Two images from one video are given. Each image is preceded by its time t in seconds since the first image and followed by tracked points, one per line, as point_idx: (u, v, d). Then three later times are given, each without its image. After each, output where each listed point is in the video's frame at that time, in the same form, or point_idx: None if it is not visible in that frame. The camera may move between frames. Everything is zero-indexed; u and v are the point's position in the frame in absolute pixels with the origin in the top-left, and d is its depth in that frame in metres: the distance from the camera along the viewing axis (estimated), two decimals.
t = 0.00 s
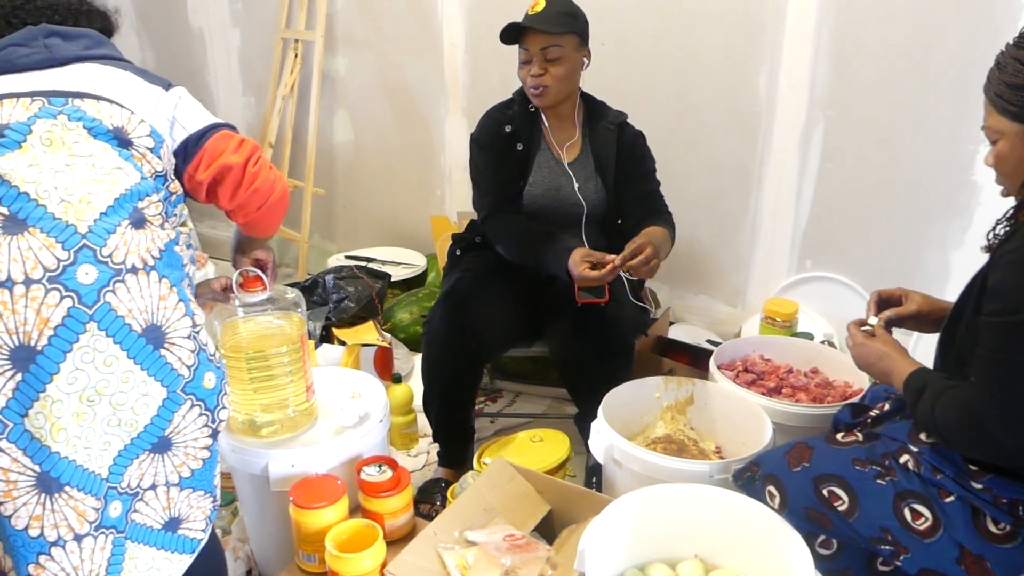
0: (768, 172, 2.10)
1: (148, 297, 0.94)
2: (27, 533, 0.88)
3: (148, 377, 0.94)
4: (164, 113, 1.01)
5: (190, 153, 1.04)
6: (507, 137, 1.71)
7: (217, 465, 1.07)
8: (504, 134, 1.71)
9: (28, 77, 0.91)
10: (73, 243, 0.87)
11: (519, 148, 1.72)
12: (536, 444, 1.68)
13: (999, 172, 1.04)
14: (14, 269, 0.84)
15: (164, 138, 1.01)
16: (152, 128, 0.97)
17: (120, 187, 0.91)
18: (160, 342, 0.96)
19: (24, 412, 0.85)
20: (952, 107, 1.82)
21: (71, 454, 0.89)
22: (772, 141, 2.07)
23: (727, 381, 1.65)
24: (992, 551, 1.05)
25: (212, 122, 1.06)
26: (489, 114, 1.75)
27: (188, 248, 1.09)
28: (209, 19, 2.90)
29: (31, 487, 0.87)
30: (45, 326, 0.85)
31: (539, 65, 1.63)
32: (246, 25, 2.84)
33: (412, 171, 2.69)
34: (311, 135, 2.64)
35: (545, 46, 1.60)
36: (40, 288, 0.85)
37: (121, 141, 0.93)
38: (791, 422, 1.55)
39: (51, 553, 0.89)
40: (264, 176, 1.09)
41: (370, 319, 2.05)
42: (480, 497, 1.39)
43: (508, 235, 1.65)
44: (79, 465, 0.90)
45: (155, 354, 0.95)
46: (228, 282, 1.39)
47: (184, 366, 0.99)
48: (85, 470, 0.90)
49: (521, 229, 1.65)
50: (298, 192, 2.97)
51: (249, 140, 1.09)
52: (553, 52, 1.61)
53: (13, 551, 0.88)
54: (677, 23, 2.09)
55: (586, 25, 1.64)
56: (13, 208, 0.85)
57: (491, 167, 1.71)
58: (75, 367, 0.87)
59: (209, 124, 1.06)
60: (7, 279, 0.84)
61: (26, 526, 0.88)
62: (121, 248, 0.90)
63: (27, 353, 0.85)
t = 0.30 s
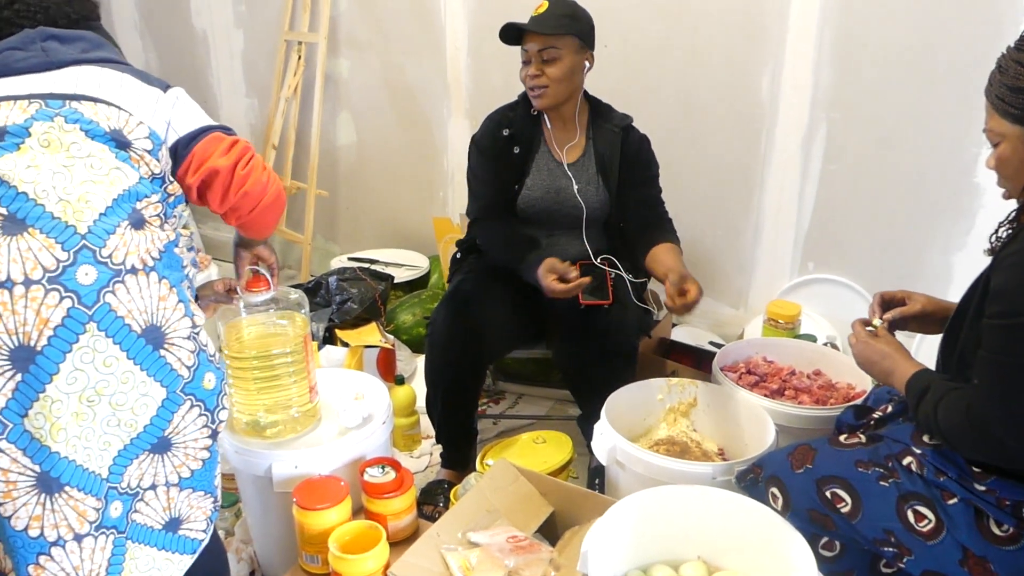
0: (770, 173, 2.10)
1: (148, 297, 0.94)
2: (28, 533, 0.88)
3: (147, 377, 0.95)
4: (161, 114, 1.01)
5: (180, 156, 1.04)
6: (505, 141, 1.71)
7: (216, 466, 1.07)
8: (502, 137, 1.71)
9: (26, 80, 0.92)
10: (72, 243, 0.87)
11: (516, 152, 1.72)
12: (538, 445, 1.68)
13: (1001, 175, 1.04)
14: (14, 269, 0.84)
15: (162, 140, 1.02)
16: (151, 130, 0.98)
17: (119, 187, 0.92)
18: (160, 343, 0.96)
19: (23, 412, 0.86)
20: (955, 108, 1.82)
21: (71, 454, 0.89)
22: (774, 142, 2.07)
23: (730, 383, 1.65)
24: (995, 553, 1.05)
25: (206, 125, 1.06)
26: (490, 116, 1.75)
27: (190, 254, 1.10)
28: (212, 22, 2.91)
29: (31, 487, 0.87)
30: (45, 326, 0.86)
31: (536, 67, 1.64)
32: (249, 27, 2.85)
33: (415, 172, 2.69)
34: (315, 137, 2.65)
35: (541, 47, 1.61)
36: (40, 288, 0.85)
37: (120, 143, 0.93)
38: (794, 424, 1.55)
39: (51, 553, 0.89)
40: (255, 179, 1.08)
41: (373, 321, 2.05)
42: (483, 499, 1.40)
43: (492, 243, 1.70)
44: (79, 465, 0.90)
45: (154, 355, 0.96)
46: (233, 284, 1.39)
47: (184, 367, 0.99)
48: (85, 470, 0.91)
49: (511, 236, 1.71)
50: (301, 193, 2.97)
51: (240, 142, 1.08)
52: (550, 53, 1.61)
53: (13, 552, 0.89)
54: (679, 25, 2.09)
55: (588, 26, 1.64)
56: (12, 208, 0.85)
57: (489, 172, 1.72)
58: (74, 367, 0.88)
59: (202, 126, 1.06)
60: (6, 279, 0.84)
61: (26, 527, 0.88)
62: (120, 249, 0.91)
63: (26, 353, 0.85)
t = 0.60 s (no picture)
0: (781, 176, 2.10)
1: (150, 304, 0.95)
2: (25, 534, 0.91)
3: (148, 383, 0.95)
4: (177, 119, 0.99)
5: (207, 156, 1.02)
6: (503, 143, 1.74)
7: (220, 469, 1.07)
8: (500, 138, 1.73)
9: (43, 79, 0.92)
10: (76, 249, 0.89)
11: (513, 152, 1.74)
12: (548, 446, 1.68)
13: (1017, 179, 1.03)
14: (17, 273, 0.87)
15: (177, 142, 1.00)
16: (166, 133, 0.97)
17: (126, 192, 0.93)
18: (162, 349, 0.96)
19: (23, 415, 0.89)
20: (968, 112, 1.80)
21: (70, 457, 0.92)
22: (786, 145, 2.06)
23: (740, 386, 1.64)
24: (1009, 559, 1.04)
25: (229, 126, 1.05)
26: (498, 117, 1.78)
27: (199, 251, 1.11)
28: (224, 22, 2.92)
29: (30, 487, 0.91)
30: (45, 331, 0.88)
31: (543, 69, 1.64)
32: (261, 27, 2.86)
33: (425, 173, 2.69)
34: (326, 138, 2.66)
35: (548, 49, 1.61)
36: (42, 293, 0.87)
37: (131, 146, 0.94)
38: (804, 428, 1.55)
39: (48, 552, 0.92)
40: (280, 178, 1.07)
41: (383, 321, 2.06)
42: (493, 499, 1.39)
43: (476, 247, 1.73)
44: (78, 468, 0.92)
45: (155, 361, 0.96)
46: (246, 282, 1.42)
47: (185, 373, 0.99)
48: (85, 472, 0.93)
49: (493, 238, 1.73)
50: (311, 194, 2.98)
51: (265, 141, 1.07)
52: (557, 56, 1.61)
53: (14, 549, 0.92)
54: (691, 27, 2.09)
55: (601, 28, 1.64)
56: (20, 212, 0.88)
57: (487, 172, 1.75)
58: (75, 372, 0.90)
59: (226, 127, 1.04)
60: (10, 284, 0.87)
61: (23, 526, 0.91)
62: (124, 255, 0.92)
63: (26, 357, 0.88)
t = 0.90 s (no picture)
0: (795, 178, 2.09)
1: (163, 308, 0.95)
2: (39, 536, 0.92)
3: (161, 388, 0.96)
4: (195, 112, 0.99)
5: (230, 155, 1.03)
6: (515, 145, 1.72)
7: (234, 473, 1.08)
8: (512, 141, 1.72)
9: (60, 77, 0.94)
10: (90, 253, 0.89)
11: (526, 155, 1.73)
12: (560, 449, 1.67)
13: None
14: (32, 278, 0.87)
15: (196, 141, 0.99)
16: (181, 132, 0.97)
17: (141, 195, 0.93)
18: (175, 354, 0.97)
19: (37, 418, 0.90)
20: (984, 113, 1.79)
21: (84, 461, 0.92)
22: (799, 148, 2.06)
23: (754, 389, 1.64)
24: None
25: (252, 125, 1.05)
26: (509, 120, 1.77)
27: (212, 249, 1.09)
28: (237, 24, 2.93)
29: (43, 491, 0.91)
30: (60, 336, 0.88)
31: (554, 70, 1.64)
32: (274, 29, 2.87)
33: (436, 174, 2.70)
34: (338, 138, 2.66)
35: (559, 51, 1.61)
36: (56, 298, 0.88)
37: (145, 148, 0.94)
38: (818, 432, 1.54)
39: (61, 555, 0.93)
40: (301, 180, 1.07)
41: (395, 322, 2.06)
42: (505, 501, 1.38)
43: (489, 252, 1.72)
44: (91, 472, 0.93)
45: (168, 366, 0.96)
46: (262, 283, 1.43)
47: (198, 378, 1.00)
48: (97, 476, 0.94)
49: (506, 243, 1.72)
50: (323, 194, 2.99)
51: (288, 144, 1.07)
52: (568, 57, 1.61)
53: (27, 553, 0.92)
54: (704, 29, 2.09)
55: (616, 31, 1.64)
56: (35, 215, 0.88)
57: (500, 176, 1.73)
58: (88, 377, 0.90)
59: (249, 127, 1.04)
60: (25, 288, 0.87)
61: (37, 530, 0.91)
62: (137, 260, 0.92)
63: (41, 362, 0.88)
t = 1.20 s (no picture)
0: (810, 181, 2.07)
1: (176, 311, 0.95)
2: (56, 538, 0.91)
3: (175, 391, 0.96)
4: (202, 108, 0.99)
5: (234, 158, 1.04)
6: (531, 147, 1.72)
7: (247, 473, 1.08)
8: (528, 143, 1.72)
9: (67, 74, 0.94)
10: (103, 257, 0.89)
11: (541, 157, 1.72)
12: (573, 451, 1.67)
13: None
14: (45, 282, 0.86)
15: (204, 137, 1.00)
16: (189, 129, 0.97)
17: (151, 197, 0.93)
18: (188, 356, 0.97)
19: (52, 422, 0.89)
20: (1003, 117, 1.78)
21: (99, 464, 0.92)
22: (815, 150, 2.04)
23: (769, 393, 1.63)
24: None
25: (258, 128, 1.06)
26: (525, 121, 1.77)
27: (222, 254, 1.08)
28: (252, 25, 2.94)
29: (60, 494, 0.90)
30: (74, 341, 0.88)
31: (580, 74, 1.62)
32: (289, 30, 2.88)
33: (449, 176, 2.70)
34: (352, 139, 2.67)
35: (586, 54, 1.59)
36: (70, 302, 0.87)
37: (154, 147, 0.93)
38: (834, 437, 1.53)
39: (79, 557, 0.93)
40: (303, 186, 1.09)
41: (408, 323, 2.06)
42: (519, 504, 1.38)
43: (503, 255, 1.71)
44: (106, 475, 0.92)
45: (181, 368, 0.96)
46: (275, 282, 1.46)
47: (211, 380, 1.00)
48: (113, 479, 0.93)
49: (520, 245, 1.71)
50: (337, 195, 2.99)
51: (292, 147, 1.09)
52: (594, 60, 1.60)
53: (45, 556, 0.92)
54: (720, 31, 2.08)
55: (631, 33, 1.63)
56: (46, 218, 0.87)
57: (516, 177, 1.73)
58: (102, 381, 0.90)
59: (256, 129, 1.05)
60: (38, 293, 0.86)
61: (54, 532, 0.91)
62: (150, 262, 0.92)
63: (55, 366, 0.88)
